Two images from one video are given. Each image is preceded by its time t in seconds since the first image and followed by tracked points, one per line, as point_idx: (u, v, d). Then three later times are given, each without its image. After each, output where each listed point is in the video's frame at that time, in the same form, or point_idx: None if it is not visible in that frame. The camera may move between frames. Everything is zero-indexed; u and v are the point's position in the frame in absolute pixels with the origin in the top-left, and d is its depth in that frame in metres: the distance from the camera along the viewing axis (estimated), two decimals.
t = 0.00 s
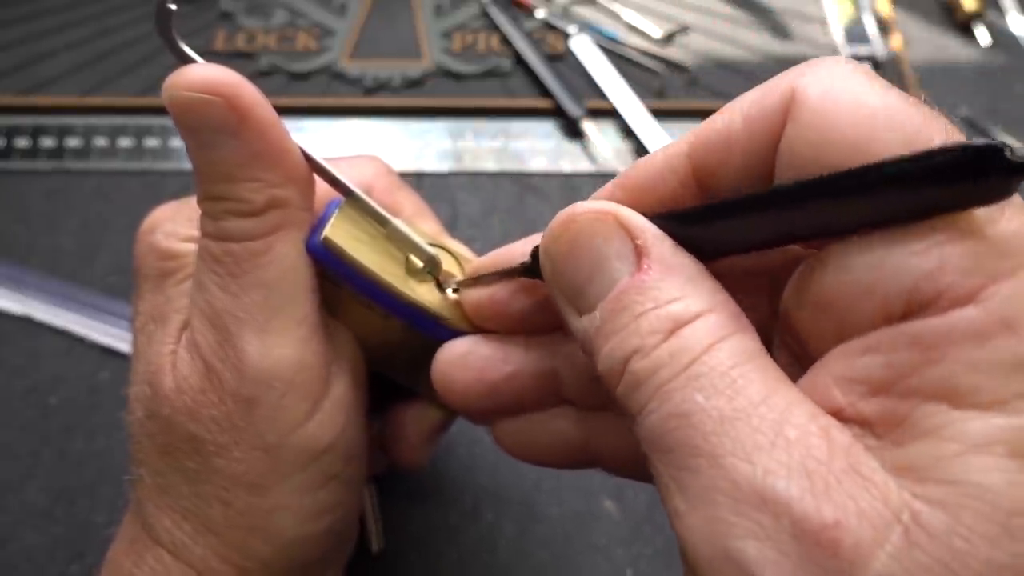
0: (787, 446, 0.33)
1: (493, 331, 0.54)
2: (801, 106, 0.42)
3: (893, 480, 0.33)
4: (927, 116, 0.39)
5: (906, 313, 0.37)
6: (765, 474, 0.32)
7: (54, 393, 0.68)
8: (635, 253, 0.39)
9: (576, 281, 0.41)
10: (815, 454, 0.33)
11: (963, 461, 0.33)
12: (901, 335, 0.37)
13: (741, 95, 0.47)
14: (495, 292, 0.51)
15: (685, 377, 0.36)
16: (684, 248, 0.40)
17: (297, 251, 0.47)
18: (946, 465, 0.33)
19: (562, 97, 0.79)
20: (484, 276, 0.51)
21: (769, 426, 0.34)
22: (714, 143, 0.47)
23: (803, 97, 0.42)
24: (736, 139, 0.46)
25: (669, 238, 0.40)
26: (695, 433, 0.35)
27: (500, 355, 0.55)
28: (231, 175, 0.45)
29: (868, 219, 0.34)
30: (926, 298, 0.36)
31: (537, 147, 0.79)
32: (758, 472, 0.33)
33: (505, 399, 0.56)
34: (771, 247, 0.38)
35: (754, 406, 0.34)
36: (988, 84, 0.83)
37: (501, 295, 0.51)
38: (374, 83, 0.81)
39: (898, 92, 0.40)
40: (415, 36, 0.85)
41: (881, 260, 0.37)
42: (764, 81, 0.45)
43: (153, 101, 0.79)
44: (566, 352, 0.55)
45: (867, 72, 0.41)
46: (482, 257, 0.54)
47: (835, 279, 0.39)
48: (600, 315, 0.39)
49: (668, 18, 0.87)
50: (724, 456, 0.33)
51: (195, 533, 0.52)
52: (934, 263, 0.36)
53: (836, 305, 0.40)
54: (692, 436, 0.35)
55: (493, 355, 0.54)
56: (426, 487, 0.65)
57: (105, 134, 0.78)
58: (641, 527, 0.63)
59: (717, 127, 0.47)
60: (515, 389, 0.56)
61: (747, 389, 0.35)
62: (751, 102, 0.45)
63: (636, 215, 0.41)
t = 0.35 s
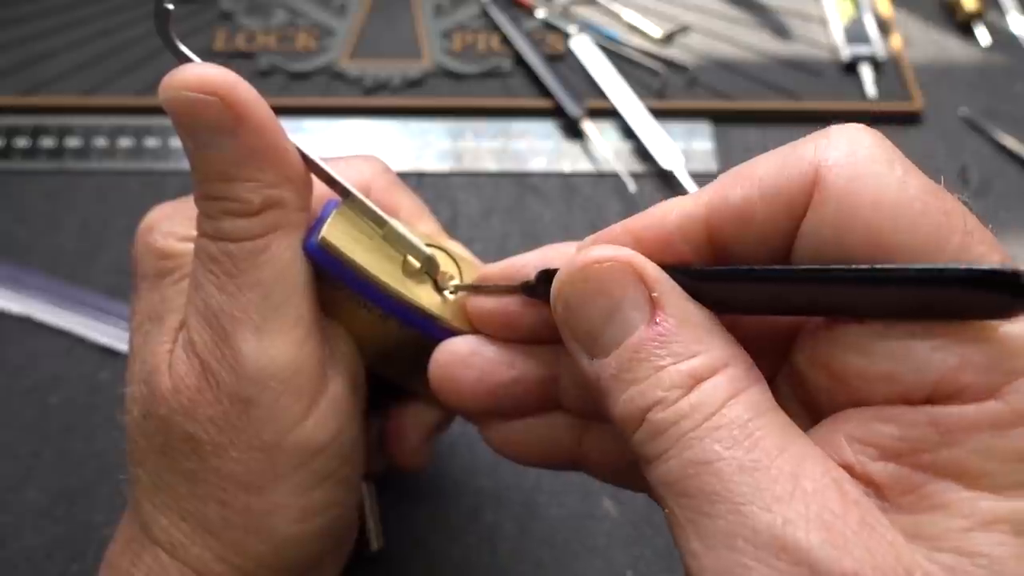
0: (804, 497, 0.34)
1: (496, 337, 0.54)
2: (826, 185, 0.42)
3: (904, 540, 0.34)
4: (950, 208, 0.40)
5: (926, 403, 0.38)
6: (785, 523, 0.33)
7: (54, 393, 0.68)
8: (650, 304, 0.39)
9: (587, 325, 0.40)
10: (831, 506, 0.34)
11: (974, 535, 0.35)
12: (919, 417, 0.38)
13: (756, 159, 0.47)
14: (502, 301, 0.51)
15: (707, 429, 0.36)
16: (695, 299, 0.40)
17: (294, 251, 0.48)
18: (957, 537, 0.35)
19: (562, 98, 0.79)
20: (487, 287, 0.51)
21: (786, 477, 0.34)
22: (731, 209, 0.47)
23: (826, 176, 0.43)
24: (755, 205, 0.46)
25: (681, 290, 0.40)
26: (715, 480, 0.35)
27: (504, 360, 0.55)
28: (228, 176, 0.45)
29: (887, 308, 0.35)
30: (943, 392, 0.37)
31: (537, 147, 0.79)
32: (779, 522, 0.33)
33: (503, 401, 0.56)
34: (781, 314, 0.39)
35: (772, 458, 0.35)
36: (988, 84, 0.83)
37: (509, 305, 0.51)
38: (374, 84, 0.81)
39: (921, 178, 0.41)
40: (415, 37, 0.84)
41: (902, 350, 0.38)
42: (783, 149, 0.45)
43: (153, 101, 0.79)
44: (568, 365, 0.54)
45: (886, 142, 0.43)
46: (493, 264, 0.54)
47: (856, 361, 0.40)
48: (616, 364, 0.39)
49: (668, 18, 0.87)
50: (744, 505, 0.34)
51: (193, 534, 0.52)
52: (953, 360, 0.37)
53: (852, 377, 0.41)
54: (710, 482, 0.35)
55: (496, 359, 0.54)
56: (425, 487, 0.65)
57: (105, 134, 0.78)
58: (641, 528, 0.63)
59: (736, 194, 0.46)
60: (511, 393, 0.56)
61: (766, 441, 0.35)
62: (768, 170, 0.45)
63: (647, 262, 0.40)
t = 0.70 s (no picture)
0: (795, 469, 0.34)
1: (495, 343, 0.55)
2: (805, 125, 0.44)
3: (903, 507, 0.34)
4: (933, 140, 0.41)
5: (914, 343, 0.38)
6: (775, 498, 0.33)
7: (53, 393, 0.68)
8: (640, 273, 0.38)
9: (580, 298, 0.40)
10: (824, 478, 0.34)
11: (975, 492, 0.34)
12: (906, 362, 0.38)
13: (739, 109, 0.47)
14: (489, 295, 0.51)
15: (697, 399, 0.36)
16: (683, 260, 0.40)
17: (294, 250, 0.48)
18: (958, 494, 0.34)
19: (562, 97, 0.79)
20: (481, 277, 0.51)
21: (778, 449, 0.34)
22: (713, 156, 0.48)
23: (809, 118, 0.43)
24: (736, 151, 0.47)
25: (670, 254, 0.39)
26: (706, 456, 0.35)
27: (499, 364, 0.55)
28: (226, 175, 0.45)
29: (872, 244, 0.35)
30: (934, 330, 0.38)
31: (537, 147, 0.79)
32: (768, 496, 0.33)
33: (501, 409, 0.56)
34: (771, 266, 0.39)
35: (764, 428, 0.35)
36: (988, 84, 0.83)
37: (495, 298, 0.52)
38: (374, 84, 0.81)
39: (903, 117, 0.41)
40: (415, 36, 0.84)
41: (893, 290, 0.38)
42: (764, 99, 0.46)
43: (153, 101, 0.79)
44: (564, 363, 0.55)
45: (865, 85, 0.44)
46: (485, 259, 0.54)
47: (846, 309, 0.41)
48: (609, 335, 0.39)
49: (668, 18, 0.87)
50: (735, 480, 0.34)
51: (194, 533, 0.52)
52: (943, 296, 0.37)
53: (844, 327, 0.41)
54: (703, 459, 0.35)
55: (492, 363, 0.54)
56: (426, 486, 0.65)
57: (105, 134, 0.78)
58: (641, 528, 0.63)
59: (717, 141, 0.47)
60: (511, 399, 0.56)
61: (757, 411, 0.35)
62: (750, 116, 0.46)
63: (637, 231, 0.39)
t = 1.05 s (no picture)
0: (800, 458, 0.34)
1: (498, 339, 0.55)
2: (818, 104, 0.43)
3: (912, 489, 0.34)
4: (941, 116, 0.40)
5: (924, 317, 0.38)
6: (779, 487, 0.33)
7: (53, 393, 0.68)
8: (646, 255, 0.38)
9: (585, 281, 0.40)
10: (829, 468, 0.34)
11: (984, 472, 0.34)
12: (920, 338, 0.37)
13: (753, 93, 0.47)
14: (497, 291, 0.51)
15: (696, 386, 0.36)
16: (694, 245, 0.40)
17: (295, 252, 0.48)
18: (964, 472, 0.34)
19: (562, 98, 0.79)
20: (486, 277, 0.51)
21: (781, 438, 0.34)
22: (729, 140, 0.47)
23: (818, 95, 0.43)
24: (751, 134, 0.47)
25: (679, 237, 0.39)
26: (708, 444, 0.35)
27: (504, 361, 0.55)
28: (227, 177, 0.45)
29: (884, 221, 0.35)
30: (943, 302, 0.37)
31: (537, 147, 0.79)
32: (772, 485, 0.33)
33: (505, 405, 0.56)
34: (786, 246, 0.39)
35: (766, 417, 0.34)
36: (988, 84, 0.83)
37: (504, 295, 0.51)
38: (374, 84, 0.81)
39: (910, 93, 0.41)
40: (415, 37, 0.84)
41: (900, 263, 0.38)
42: (775, 81, 0.46)
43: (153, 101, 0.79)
44: (568, 359, 0.55)
45: (883, 72, 0.43)
46: (485, 260, 0.54)
47: (857, 286, 0.40)
48: (612, 318, 0.39)
49: (669, 18, 0.87)
50: (738, 468, 0.34)
51: (195, 535, 0.52)
52: (951, 265, 0.36)
53: (854, 307, 0.41)
54: (705, 447, 0.35)
55: (494, 360, 0.54)
56: (427, 486, 0.65)
57: (105, 134, 0.78)
58: (640, 528, 0.63)
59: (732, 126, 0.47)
60: (517, 395, 0.56)
61: (760, 399, 0.35)
62: (762, 97, 0.46)
63: (647, 215, 0.40)
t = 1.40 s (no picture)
0: (823, 511, 0.34)
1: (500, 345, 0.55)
2: (850, 181, 0.43)
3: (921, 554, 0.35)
4: (972, 208, 0.41)
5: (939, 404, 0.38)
6: (802, 538, 0.33)
7: (54, 393, 0.68)
8: (671, 304, 0.38)
9: (605, 323, 0.39)
10: (849, 520, 0.34)
11: (988, 548, 0.34)
12: (932, 421, 0.38)
13: (782, 157, 0.47)
14: (506, 305, 0.51)
15: (723, 435, 0.36)
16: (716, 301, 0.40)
17: (298, 252, 0.47)
18: (970, 548, 0.35)
19: (562, 98, 0.79)
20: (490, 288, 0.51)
21: (805, 491, 0.34)
22: (757, 204, 0.47)
23: (851, 172, 0.43)
24: (781, 203, 0.46)
25: (703, 291, 0.39)
26: (731, 490, 0.35)
27: (505, 368, 0.55)
28: (231, 177, 0.45)
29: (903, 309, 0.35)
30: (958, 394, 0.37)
31: (537, 147, 0.79)
32: (795, 535, 0.33)
33: (505, 411, 0.56)
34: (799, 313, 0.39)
35: (790, 469, 0.35)
36: (989, 85, 0.83)
37: (513, 309, 0.51)
38: (374, 84, 0.81)
39: (943, 180, 0.41)
40: (415, 37, 0.84)
41: (918, 349, 0.38)
42: (807, 149, 0.46)
43: (152, 100, 0.79)
44: (570, 373, 0.55)
45: (911, 148, 0.43)
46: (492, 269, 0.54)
47: (870, 360, 0.40)
48: (632, 362, 0.38)
49: (669, 18, 0.87)
50: (761, 518, 0.34)
51: (195, 534, 0.52)
52: (970, 361, 0.37)
53: (866, 376, 0.41)
54: (725, 492, 0.35)
55: (500, 366, 0.54)
56: (428, 488, 0.65)
57: (105, 134, 0.78)
58: (641, 529, 0.63)
59: (763, 192, 0.47)
60: (518, 403, 0.56)
61: (783, 451, 0.35)
62: (793, 166, 0.46)
63: (670, 263, 0.40)
